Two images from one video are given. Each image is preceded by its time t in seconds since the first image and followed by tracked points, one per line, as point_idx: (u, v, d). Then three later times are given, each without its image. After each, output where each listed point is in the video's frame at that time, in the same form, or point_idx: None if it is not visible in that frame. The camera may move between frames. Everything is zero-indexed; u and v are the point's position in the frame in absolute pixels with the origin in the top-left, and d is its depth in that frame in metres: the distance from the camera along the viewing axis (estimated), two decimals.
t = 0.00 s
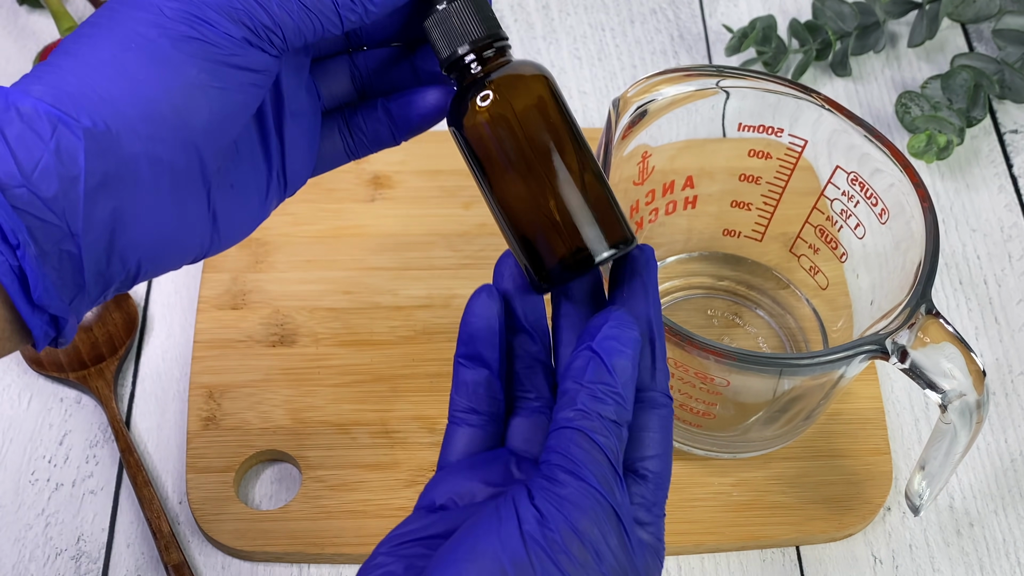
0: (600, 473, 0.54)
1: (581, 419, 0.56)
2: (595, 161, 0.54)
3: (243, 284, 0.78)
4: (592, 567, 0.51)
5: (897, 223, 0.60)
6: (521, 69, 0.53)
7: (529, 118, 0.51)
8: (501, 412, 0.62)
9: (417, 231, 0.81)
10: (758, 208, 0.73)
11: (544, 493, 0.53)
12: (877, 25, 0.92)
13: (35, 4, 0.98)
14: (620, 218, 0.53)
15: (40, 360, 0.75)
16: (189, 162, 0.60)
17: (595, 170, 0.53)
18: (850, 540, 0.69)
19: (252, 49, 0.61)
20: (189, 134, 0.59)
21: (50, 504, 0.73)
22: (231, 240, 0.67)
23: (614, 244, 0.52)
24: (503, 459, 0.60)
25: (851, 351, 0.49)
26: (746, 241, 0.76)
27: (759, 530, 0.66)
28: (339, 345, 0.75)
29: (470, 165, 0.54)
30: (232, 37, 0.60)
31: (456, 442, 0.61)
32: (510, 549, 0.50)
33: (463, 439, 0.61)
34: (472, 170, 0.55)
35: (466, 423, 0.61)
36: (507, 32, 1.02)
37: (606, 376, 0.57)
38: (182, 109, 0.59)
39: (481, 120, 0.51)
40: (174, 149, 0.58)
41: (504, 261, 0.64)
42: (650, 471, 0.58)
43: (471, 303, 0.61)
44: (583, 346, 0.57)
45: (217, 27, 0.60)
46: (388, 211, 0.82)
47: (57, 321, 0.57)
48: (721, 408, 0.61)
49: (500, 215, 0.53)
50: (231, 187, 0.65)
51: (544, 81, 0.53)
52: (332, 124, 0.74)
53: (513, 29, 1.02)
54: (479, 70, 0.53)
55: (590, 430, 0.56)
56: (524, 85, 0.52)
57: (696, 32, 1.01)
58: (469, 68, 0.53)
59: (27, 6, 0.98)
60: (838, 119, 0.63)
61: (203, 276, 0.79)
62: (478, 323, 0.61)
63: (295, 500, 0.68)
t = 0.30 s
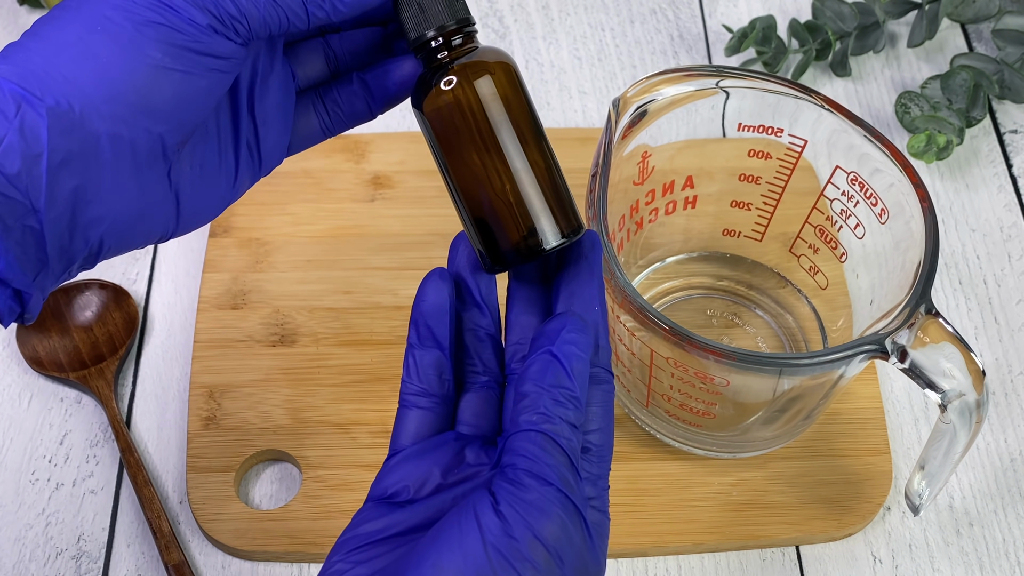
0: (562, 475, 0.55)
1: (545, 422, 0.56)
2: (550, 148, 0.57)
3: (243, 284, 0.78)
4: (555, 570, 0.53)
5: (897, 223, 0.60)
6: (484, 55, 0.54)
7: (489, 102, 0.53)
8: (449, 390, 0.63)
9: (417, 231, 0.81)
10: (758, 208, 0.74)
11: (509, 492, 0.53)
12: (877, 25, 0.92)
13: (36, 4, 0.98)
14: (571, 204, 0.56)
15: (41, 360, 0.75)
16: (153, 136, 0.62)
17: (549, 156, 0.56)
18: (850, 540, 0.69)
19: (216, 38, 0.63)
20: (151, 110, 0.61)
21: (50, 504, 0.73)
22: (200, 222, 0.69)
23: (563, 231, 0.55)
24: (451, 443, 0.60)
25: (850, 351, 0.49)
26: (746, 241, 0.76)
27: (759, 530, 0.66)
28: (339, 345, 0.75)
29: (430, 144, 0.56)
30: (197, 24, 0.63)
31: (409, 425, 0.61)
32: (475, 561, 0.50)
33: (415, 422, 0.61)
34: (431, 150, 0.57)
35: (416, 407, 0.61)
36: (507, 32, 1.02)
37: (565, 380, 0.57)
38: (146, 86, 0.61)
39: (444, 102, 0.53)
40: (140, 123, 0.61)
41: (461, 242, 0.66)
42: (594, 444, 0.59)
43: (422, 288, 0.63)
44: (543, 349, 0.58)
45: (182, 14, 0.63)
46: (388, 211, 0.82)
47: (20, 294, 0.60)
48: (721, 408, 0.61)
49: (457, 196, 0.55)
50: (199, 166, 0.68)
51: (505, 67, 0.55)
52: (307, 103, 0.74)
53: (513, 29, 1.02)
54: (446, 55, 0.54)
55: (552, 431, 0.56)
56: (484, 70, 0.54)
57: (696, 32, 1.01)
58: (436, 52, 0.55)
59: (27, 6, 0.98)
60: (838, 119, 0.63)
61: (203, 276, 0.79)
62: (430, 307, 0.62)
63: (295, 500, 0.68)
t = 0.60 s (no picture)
0: (570, 517, 0.55)
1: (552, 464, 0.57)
2: (544, 193, 0.57)
3: (243, 284, 0.78)
4: None
5: (897, 223, 0.60)
6: (468, 105, 0.54)
7: (479, 155, 0.53)
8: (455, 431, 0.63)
9: (417, 231, 0.81)
10: (758, 208, 0.73)
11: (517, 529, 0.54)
12: (877, 25, 0.92)
13: (36, 4, 0.98)
14: (569, 249, 0.56)
15: (40, 360, 0.75)
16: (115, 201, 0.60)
17: (543, 203, 0.56)
18: (850, 540, 0.69)
19: (180, 100, 0.59)
20: (111, 178, 0.58)
21: (50, 504, 0.73)
22: (151, 269, 0.67)
23: (563, 275, 0.55)
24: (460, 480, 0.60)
25: (851, 351, 0.49)
26: (746, 241, 0.76)
27: (759, 529, 0.66)
28: (339, 344, 0.75)
29: (419, 193, 0.56)
30: (158, 88, 0.58)
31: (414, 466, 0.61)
32: None
33: (420, 464, 0.61)
34: (420, 197, 0.56)
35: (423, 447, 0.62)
36: (507, 32, 1.02)
37: (572, 419, 0.58)
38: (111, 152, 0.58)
39: (430, 154, 0.53)
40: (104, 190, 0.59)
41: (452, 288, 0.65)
42: (602, 485, 0.61)
43: (422, 332, 0.61)
44: (546, 388, 0.59)
45: (142, 77, 0.58)
46: (388, 211, 0.82)
47: None
48: (721, 408, 0.61)
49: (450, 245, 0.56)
50: (156, 217, 0.65)
51: (493, 115, 0.54)
52: (278, 144, 0.73)
53: (513, 29, 1.02)
54: (430, 110, 0.54)
55: (559, 474, 0.57)
56: (472, 122, 0.53)
57: (696, 32, 1.01)
58: (420, 106, 0.54)
59: (27, 6, 0.98)
60: (838, 119, 0.63)
61: (203, 276, 0.79)
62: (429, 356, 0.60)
63: (295, 500, 0.68)
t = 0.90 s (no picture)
0: (562, 569, 0.54)
1: (536, 509, 0.56)
2: (539, 273, 0.55)
3: (243, 284, 0.78)
4: None
5: (897, 223, 0.60)
6: (454, 187, 0.54)
7: (468, 240, 0.52)
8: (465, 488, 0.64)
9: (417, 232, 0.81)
10: (758, 208, 0.73)
11: None
12: (877, 25, 0.92)
13: (36, 4, 0.98)
14: (569, 333, 0.54)
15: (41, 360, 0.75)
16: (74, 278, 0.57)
17: (540, 283, 0.55)
18: (850, 540, 0.69)
19: (144, 184, 0.58)
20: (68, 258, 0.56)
21: (50, 504, 0.73)
22: (114, 335, 0.66)
23: (564, 354, 0.53)
24: (470, 532, 0.61)
25: (851, 351, 0.49)
26: (746, 241, 0.76)
27: (759, 529, 0.66)
28: (339, 344, 0.75)
29: (406, 276, 0.55)
30: (121, 174, 0.56)
31: (423, 515, 0.62)
32: None
33: (428, 516, 0.62)
34: (408, 280, 0.55)
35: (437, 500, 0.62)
36: (507, 32, 1.02)
37: (553, 462, 0.57)
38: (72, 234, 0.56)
39: (415, 237, 0.52)
40: (63, 267, 0.56)
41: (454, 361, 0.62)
42: (620, 537, 0.60)
43: (422, 411, 0.59)
44: (525, 435, 0.57)
45: (105, 162, 0.56)
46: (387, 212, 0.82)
47: None
48: (721, 408, 0.61)
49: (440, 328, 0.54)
50: (117, 288, 0.63)
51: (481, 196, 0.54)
52: (250, 209, 0.72)
53: (513, 30, 1.02)
54: (414, 194, 0.53)
55: (546, 525, 0.55)
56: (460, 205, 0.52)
57: (696, 32, 1.01)
58: (403, 190, 0.53)
59: (27, 6, 0.98)
60: (837, 119, 0.63)
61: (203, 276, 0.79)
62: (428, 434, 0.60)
63: (295, 499, 0.68)
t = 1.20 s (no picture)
0: None
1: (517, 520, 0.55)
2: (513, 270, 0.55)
3: (243, 284, 0.78)
4: None
5: (897, 223, 0.60)
6: (436, 188, 0.54)
7: (446, 241, 0.52)
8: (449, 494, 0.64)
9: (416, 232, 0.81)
10: (758, 208, 0.73)
11: None
12: (877, 25, 0.92)
13: (36, 4, 0.98)
14: (543, 328, 0.54)
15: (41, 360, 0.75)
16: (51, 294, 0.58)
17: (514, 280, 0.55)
18: (850, 540, 0.69)
19: (112, 188, 0.58)
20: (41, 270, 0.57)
21: (50, 504, 0.73)
22: (83, 345, 0.65)
23: (543, 363, 0.53)
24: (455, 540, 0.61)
25: (851, 351, 0.49)
26: (746, 241, 0.76)
27: (759, 530, 0.66)
28: (339, 345, 0.75)
29: (383, 280, 0.55)
30: (87, 178, 0.56)
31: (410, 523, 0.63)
32: None
33: (413, 524, 0.62)
34: (385, 283, 0.55)
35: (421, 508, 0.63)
36: (507, 32, 1.02)
37: (533, 472, 0.56)
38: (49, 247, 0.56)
39: (394, 239, 0.52)
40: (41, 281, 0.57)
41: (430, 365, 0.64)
42: (604, 544, 0.60)
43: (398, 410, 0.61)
44: (503, 443, 0.56)
45: (71, 167, 0.55)
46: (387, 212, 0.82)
47: None
48: (721, 408, 0.61)
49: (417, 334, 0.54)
50: (88, 298, 0.63)
51: (461, 196, 0.54)
52: (222, 217, 0.73)
53: (513, 30, 1.02)
54: (394, 194, 0.53)
55: (526, 539, 0.55)
56: (437, 207, 0.52)
57: (696, 32, 1.01)
58: (382, 190, 0.53)
59: (27, 6, 0.98)
60: (838, 119, 0.63)
61: (203, 276, 0.79)
62: (406, 434, 0.61)
63: (295, 500, 0.68)
